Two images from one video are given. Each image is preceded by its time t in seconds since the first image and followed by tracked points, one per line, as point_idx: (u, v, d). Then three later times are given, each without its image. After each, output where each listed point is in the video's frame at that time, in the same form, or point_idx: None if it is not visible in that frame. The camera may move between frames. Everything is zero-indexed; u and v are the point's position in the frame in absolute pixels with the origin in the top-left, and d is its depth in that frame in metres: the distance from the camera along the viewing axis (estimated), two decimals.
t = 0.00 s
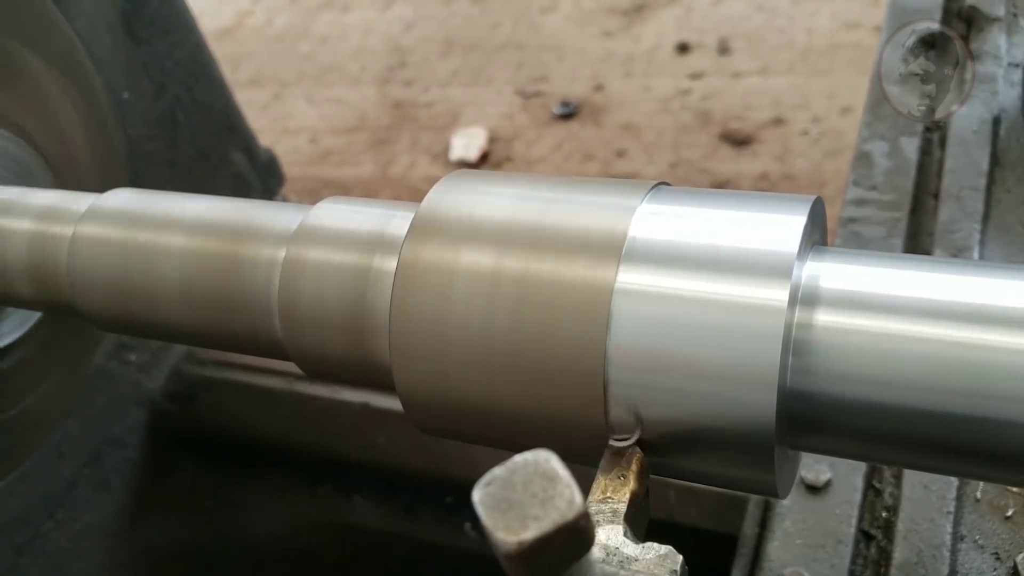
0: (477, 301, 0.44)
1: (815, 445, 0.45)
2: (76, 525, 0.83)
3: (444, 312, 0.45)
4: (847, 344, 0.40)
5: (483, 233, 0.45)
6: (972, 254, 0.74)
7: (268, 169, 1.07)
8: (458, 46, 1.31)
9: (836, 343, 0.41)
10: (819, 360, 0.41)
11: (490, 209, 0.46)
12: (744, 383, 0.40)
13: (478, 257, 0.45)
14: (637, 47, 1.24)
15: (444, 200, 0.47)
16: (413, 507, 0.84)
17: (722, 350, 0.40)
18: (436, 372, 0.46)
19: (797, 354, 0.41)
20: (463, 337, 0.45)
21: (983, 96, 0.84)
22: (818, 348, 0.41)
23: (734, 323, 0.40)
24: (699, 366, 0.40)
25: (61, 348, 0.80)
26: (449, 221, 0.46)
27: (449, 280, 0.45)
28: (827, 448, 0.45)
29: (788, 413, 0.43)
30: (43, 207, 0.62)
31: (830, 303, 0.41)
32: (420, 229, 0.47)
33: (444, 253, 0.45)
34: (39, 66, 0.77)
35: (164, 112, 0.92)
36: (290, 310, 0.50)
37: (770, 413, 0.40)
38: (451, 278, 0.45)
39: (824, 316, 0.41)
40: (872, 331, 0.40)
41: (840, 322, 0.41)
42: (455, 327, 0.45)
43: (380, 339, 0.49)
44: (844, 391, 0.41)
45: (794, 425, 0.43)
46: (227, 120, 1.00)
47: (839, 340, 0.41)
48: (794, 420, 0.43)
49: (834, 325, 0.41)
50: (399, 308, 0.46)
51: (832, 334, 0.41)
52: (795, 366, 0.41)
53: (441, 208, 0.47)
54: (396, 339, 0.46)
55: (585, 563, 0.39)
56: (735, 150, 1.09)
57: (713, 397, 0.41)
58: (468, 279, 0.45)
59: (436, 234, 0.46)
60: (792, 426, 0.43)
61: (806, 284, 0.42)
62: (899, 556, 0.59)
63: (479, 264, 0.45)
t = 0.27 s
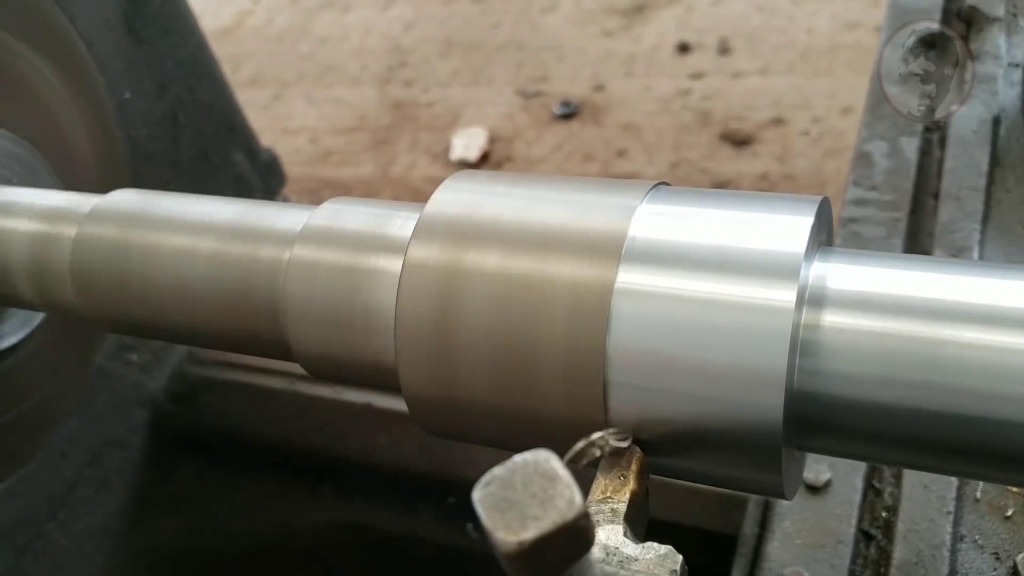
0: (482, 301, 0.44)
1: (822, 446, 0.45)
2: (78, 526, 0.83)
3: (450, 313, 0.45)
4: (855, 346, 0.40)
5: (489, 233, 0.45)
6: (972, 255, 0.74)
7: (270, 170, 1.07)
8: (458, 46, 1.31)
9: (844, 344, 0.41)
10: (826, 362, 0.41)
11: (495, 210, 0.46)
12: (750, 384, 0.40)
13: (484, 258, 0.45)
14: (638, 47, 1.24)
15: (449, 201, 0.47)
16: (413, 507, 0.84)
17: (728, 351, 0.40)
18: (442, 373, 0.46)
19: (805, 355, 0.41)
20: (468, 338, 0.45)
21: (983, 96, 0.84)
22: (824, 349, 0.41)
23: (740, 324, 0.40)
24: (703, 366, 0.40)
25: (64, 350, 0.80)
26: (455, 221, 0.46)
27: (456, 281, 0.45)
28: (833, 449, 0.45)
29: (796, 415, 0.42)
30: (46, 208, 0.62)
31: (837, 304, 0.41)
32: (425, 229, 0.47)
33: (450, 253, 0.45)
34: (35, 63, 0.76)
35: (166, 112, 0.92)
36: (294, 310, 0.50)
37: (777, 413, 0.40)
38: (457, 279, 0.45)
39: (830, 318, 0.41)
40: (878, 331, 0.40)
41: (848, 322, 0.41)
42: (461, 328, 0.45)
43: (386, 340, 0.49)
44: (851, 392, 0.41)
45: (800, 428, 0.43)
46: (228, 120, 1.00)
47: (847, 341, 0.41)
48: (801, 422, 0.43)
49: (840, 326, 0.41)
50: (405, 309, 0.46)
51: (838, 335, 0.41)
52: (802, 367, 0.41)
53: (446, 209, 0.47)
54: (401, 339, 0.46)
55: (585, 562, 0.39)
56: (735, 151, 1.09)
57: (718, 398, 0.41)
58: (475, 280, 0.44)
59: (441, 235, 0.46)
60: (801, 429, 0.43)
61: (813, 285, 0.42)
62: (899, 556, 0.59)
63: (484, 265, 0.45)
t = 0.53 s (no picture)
0: (487, 302, 0.44)
1: (828, 448, 0.45)
2: (82, 527, 0.82)
3: (455, 314, 0.45)
4: (864, 347, 0.40)
5: (493, 234, 0.45)
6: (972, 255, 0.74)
7: (272, 171, 1.08)
8: (459, 46, 1.31)
9: (851, 346, 0.40)
10: (834, 362, 0.41)
11: (500, 210, 0.46)
12: (756, 384, 0.40)
13: (489, 258, 0.45)
14: (639, 47, 1.24)
15: (455, 202, 0.47)
16: (415, 509, 0.84)
17: (734, 351, 0.40)
18: (446, 373, 0.46)
19: (813, 355, 0.41)
20: (472, 339, 0.44)
21: (983, 96, 0.84)
22: (832, 350, 0.41)
23: (746, 324, 0.39)
24: (708, 367, 0.40)
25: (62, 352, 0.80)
26: (460, 221, 0.46)
27: (460, 281, 0.45)
28: (840, 450, 0.45)
29: (804, 416, 0.42)
30: (51, 209, 0.62)
31: (844, 304, 0.41)
32: (430, 229, 0.47)
33: (454, 254, 0.45)
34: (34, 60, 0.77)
35: (168, 112, 0.92)
36: (298, 310, 0.50)
37: (784, 413, 0.39)
38: (462, 279, 0.45)
39: (838, 318, 0.41)
40: (886, 332, 0.40)
41: (855, 323, 0.41)
42: (465, 329, 0.45)
43: (392, 341, 0.48)
44: (857, 392, 0.41)
45: (807, 429, 0.43)
46: (229, 120, 1.00)
47: (855, 342, 0.40)
48: (809, 423, 0.43)
49: (848, 327, 0.41)
50: (410, 310, 0.46)
51: (847, 335, 0.40)
52: (809, 368, 0.41)
53: (453, 210, 0.47)
54: (406, 340, 0.46)
55: (585, 562, 0.39)
56: (736, 150, 1.10)
57: (723, 398, 0.40)
58: (480, 280, 0.44)
59: (447, 236, 0.46)
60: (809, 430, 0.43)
61: (820, 285, 0.42)
62: (899, 556, 0.59)
63: (490, 265, 0.44)
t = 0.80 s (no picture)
0: (493, 303, 0.44)
1: (837, 450, 0.45)
2: (83, 527, 0.83)
3: (461, 315, 0.45)
4: (873, 349, 0.40)
5: (499, 235, 0.45)
6: (972, 255, 0.74)
7: (274, 170, 1.06)
8: (459, 46, 1.31)
9: (858, 347, 0.40)
10: (841, 364, 0.41)
11: (507, 211, 0.46)
12: (762, 385, 0.39)
13: (495, 259, 0.44)
14: (639, 47, 1.24)
15: (462, 202, 0.47)
16: (419, 511, 0.82)
17: (739, 352, 0.40)
18: (451, 374, 0.46)
19: (820, 356, 0.41)
20: (479, 340, 0.44)
21: (983, 96, 0.83)
22: (839, 351, 0.41)
23: (751, 323, 0.39)
24: (712, 367, 0.40)
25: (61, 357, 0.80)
26: (465, 222, 0.46)
27: (466, 282, 0.45)
28: (848, 451, 0.45)
29: (811, 417, 0.42)
30: (53, 209, 0.62)
31: (852, 305, 0.41)
32: (436, 230, 0.47)
33: (460, 255, 0.45)
34: (38, 62, 0.76)
35: (168, 112, 0.92)
36: (303, 311, 0.50)
37: (790, 413, 0.39)
38: (468, 280, 0.45)
39: (845, 320, 0.41)
40: (895, 334, 0.40)
41: (864, 325, 0.40)
42: (470, 330, 0.45)
43: (399, 341, 0.48)
44: (864, 394, 0.41)
45: (815, 430, 0.43)
46: (231, 120, 1.00)
47: (862, 343, 0.40)
48: (817, 425, 0.43)
49: (856, 327, 0.41)
50: (416, 310, 0.46)
51: (856, 336, 0.40)
52: (817, 368, 0.41)
53: (459, 210, 0.47)
54: (412, 340, 0.46)
55: (585, 562, 0.39)
56: (736, 150, 1.10)
57: (727, 399, 0.40)
58: (487, 281, 0.44)
59: (454, 236, 0.46)
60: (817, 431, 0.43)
61: (828, 286, 0.42)
62: (899, 556, 0.59)
63: (497, 266, 0.44)
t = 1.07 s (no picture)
0: (499, 303, 0.44)
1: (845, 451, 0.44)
2: (83, 528, 0.84)
3: (466, 316, 0.45)
4: (883, 350, 0.40)
5: (505, 236, 0.45)
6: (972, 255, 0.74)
7: (276, 171, 1.07)
8: (460, 46, 1.31)
9: (867, 348, 0.40)
10: (849, 365, 0.41)
11: (513, 212, 0.46)
12: (768, 387, 0.39)
13: (501, 260, 0.44)
14: (639, 47, 1.24)
15: (467, 203, 0.47)
16: (421, 511, 0.83)
17: (746, 353, 0.39)
18: (457, 374, 0.46)
19: (828, 358, 0.41)
20: (485, 341, 0.44)
21: (983, 96, 0.83)
22: (847, 352, 0.41)
23: (758, 325, 0.39)
24: (719, 368, 0.40)
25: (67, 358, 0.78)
26: (470, 223, 0.46)
27: (472, 283, 0.45)
28: (856, 453, 0.44)
29: (819, 419, 0.42)
30: (57, 210, 0.62)
31: (861, 306, 0.41)
32: (441, 231, 0.46)
33: (465, 255, 0.45)
34: (43, 62, 0.76)
35: (170, 113, 0.92)
36: (308, 312, 0.50)
37: (797, 415, 0.39)
38: (474, 280, 0.45)
39: (853, 321, 0.41)
40: (905, 335, 0.40)
41: (872, 326, 0.40)
42: (476, 331, 0.44)
43: (403, 343, 0.48)
44: (872, 394, 0.41)
45: (823, 432, 0.43)
46: (232, 120, 1.00)
47: (870, 344, 0.40)
48: (826, 427, 0.42)
49: (863, 329, 0.41)
50: (422, 311, 0.46)
51: (864, 337, 0.40)
52: (824, 370, 0.41)
53: (464, 210, 0.47)
54: (418, 341, 0.46)
55: (585, 562, 0.39)
56: (737, 150, 1.10)
57: (733, 400, 0.40)
58: (493, 282, 0.44)
59: (459, 236, 0.46)
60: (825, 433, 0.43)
61: (836, 287, 0.42)
62: (899, 556, 0.59)
63: (502, 266, 0.44)
